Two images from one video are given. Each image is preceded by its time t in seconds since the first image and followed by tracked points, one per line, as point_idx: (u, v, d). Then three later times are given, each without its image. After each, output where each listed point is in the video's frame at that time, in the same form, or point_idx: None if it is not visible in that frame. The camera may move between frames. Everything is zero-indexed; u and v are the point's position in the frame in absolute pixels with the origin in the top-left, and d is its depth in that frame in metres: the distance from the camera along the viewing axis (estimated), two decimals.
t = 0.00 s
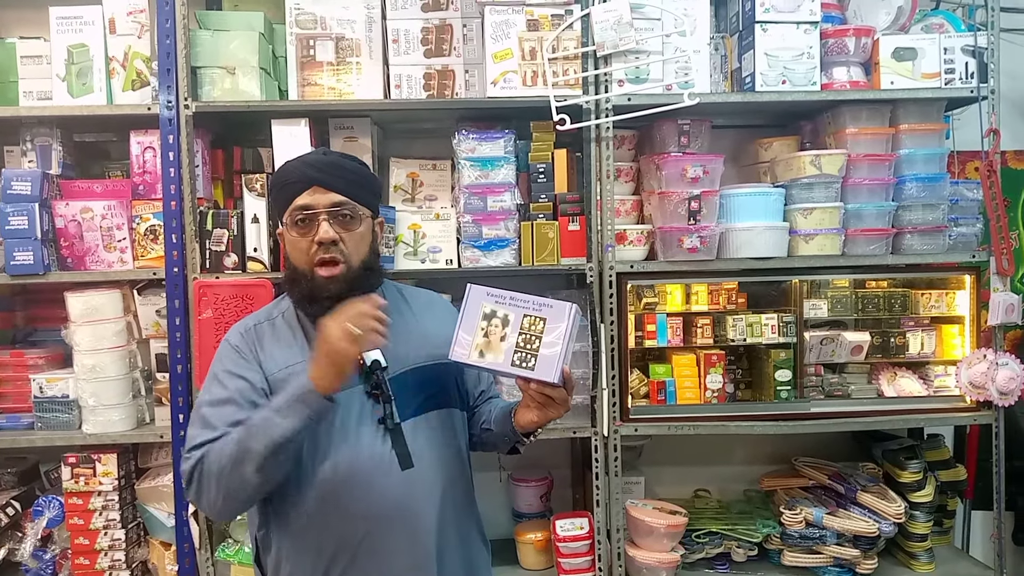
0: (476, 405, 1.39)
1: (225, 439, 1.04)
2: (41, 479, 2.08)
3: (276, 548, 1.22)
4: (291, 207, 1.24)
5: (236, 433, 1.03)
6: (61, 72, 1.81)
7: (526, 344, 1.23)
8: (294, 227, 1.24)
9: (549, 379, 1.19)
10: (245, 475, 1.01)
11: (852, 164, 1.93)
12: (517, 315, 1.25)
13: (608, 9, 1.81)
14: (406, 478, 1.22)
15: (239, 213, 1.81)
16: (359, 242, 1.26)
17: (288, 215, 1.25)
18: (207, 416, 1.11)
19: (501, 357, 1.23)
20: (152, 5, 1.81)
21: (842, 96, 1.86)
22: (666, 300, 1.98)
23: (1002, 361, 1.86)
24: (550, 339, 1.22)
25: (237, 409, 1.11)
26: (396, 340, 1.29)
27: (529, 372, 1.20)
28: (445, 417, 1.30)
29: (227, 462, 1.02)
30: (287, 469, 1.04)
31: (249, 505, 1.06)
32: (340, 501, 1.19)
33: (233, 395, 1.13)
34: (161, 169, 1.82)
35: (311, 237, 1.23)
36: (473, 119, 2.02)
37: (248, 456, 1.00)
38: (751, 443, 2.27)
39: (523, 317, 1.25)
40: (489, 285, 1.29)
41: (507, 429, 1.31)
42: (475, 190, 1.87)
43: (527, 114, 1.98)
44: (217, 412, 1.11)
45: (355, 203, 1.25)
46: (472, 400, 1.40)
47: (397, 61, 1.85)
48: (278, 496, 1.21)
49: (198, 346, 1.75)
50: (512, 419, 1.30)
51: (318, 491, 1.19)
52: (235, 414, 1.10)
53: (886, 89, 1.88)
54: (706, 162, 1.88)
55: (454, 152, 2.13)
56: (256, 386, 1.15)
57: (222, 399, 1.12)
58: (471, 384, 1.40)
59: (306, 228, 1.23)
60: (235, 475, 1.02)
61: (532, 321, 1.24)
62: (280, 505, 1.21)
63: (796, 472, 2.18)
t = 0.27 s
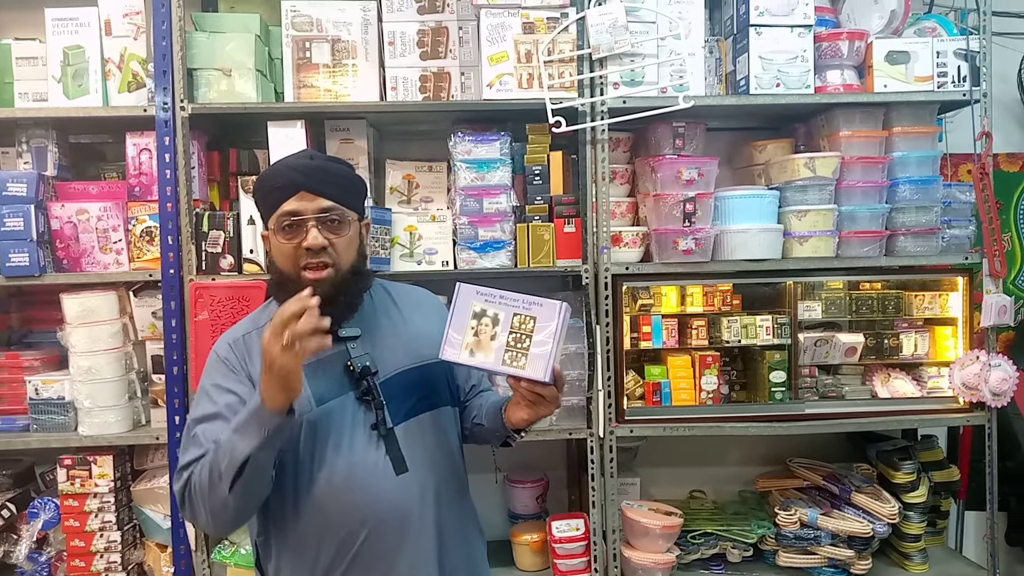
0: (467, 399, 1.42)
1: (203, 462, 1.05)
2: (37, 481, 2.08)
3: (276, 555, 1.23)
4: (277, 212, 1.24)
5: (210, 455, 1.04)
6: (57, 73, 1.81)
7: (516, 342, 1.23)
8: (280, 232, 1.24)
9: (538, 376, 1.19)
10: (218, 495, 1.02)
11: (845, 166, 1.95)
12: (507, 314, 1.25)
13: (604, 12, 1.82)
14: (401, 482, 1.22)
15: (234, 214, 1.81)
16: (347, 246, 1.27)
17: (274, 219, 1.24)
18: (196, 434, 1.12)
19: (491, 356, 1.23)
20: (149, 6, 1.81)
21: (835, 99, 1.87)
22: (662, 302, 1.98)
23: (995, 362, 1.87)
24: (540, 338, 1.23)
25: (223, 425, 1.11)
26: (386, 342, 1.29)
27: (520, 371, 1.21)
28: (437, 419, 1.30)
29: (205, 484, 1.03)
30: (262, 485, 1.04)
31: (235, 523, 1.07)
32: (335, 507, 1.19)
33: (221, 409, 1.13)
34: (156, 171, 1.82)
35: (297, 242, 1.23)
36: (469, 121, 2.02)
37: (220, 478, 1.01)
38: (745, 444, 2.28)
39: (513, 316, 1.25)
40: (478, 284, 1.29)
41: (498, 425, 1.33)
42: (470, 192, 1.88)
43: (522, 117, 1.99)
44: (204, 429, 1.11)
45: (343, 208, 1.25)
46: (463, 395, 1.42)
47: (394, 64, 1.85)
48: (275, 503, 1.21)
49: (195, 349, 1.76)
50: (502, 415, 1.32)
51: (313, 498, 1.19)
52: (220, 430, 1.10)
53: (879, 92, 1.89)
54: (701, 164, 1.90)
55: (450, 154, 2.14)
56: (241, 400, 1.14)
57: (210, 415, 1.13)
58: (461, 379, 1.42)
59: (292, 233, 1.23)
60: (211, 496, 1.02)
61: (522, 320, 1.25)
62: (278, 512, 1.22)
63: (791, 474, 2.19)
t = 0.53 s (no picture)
0: (464, 398, 1.41)
1: (204, 480, 1.07)
2: (31, 483, 2.08)
3: (279, 559, 1.23)
4: (274, 218, 1.24)
5: (211, 476, 1.05)
6: (54, 76, 1.81)
7: (510, 341, 1.24)
8: (277, 238, 1.24)
9: (533, 375, 1.21)
10: (221, 519, 1.04)
11: (840, 170, 1.96)
12: (501, 314, 1.26)
13: (599, 16, 1.82)
14: (403, 481, 1.23)
15: (231, 217, 1.82)
16: (344, 249, 1.27)
17: (271, 225, 1.24)
18: (197, 444, 1.12)
19: (485, 355, 1.23)
20: (146, 9, 1.82)
21: (830, 103, 1.89)
22: (657, 305, 2.00)
23: (987, 364, 1.89)
24: (534, 336, 1.23)
25: (222, 438, 1.12)
26: (383, 344, 1.30)
27: (515, 369, 1.21)
28: (435, 420, 1.30)
29: (207, 505, 1.05)
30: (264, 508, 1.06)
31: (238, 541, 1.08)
32: (337, 510, 1.19)
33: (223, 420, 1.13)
34: (153, 173, 1.82)
35: (296, 247, 1.23)
36: (465, 124, 2.03)
37: (222, 501, 1.03)
38: (740, 446, 2.29)
39: (507, 315, 1.26)
40: (471, 284, 1.29)
41: (494, 422, 1.32)
42: (467, 195, 1.89)
43: (518, 120, 1.99)
44: (206, 441, 1.11)
45: (338, 211, 1.26)
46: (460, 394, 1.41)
47: (390, 67, 1.86)
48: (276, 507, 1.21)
49: (191, 351, 1.76)
50: (498, 412, 1.32)
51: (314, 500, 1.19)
52: (220, 444, 1.11)
53: (872, 97, 1.91)
54: (696, 168, 1.91)
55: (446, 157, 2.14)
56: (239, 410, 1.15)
57: (211, 426, 1.13)
58: (457, 377, 1.40)
59: (290, 239, 1.23)
60: (214, 519, 1.04)
61: (516, 319, 1.25)
62: (278, 516, 1.21)
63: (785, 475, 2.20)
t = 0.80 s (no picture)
0: (471, 398, 1.41)
1: (210, 473, 1.09)
2: (29, 484, 2.08)
3: (289, 552, 1.23)
4: (288, 214, 1.25)
5: (217, 469, 1.07)
6: (52, 77, 1.81)
7: (516, 339, 1.26)
8: (292, 234, 1.25)
9: (538, 371, 1.22)
10: (222, 512, 1.06)
11: (834, 171, 1.97)
12: (507, 312, 1.28)
13: (596, 17, 1.84)
14: (414, 475, 1.23)
15: (229, 218, 1.82)
16: (357, 245, 1.29)
17: (286, 221, 1.25)
18: (205, 436, 1.14)
19: (492, 353, 1.26)
20: (143, 11, 1.82)
21: (824, 105, 1.90)
22: (653, 305, 2.01)
23: (980, 363, 1.91)
24: (540, 334, 1.25)
25: (231, 433, 1.13)
26: (395, 341, 1.30)
27: (520, 366, 1.23)
28: (445, 417, 1.31)
29: (212, 497, 1.07)
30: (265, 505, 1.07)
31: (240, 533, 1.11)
32: (349, 504, 1.20)
33: (229, 415, 1.14)
34: (151, 174, 1.82)
35: (311, 243, 1.24)
36: (462, 125, 2.04)
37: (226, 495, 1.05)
38: (735, 445, 2.30)
39: (513, 313, 1.28)
40: (478, 283, 1.31)
41: (500, 421, 1.33)
42: (464, 196, 1.90)
43: (515, 121, 2.01)
44: (213, 434, 1.13)
45: (352, 208, 1.27)
46: (467, 394, 1.42)
47: (388, 68, 1.87)
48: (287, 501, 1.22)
49: (189, 351, 1.76)
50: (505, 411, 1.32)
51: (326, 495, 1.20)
52: (228, 439, 1.12)
53: (866, 98, 1.92)
54: (692, 168, 1.92)
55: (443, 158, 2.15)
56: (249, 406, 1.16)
57: (221, 420, 1.14)
58: (465, 376, 1.41)
59: (305, 234, 1.24)
60: (217, 511, 1.06)
61: (522, 317, 1.27)
62: (289, 509, 1.22)
63: (780, 473, 2.22)
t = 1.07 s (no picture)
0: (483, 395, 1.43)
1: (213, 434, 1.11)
2: (29, 484, 2.09)
3: (303, 535, 1.24)
4: (314, 209, 1.26)
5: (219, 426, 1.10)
6: (52, 78, 1.82)
7: (526, 337, 1.27)
8: (317, 228, 1.26)
9: (549, 367, 1.24)
10: (220, 465, 1.08)
11: (829, 170, 1.99)
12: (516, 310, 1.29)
13: (594, 19, 1.84)
14: (428, 462, 1.24)
15: (229, 218, 1.84)
16: (381, 241, 1.29)
17: (311, 215, 1.26)
18: (216, 409, 1.16)
19: (502, 350, 1.27)
20: (143, 12, 1.83)
21: (820, 105, 1.91)
22: (650, 304, 2.02)
23: (975, 361, 1.92)
24: (549, 332, 1.27)
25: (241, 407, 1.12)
26: (414, 333, 1.32)
27: (530, 362, 1.25)
28: (459, 408, 1.34)
29: (213, 453, 1.09)
30: (260, 460, 1.07)
31: (240, 499, 1.10)
32: (364, 490, 1.20)
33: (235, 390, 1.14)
34: (151, 175, 1.83)
35: (336, 236, 1.25)
36: (461, 125, 2.05)
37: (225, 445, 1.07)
38: (732, 443, 2.32)
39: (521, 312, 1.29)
40: (487, 283, 1.32)
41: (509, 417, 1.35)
42: (462, 196, 1.91)
43: (513, 122, 2.02)
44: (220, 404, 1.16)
45: (377, 204, 1.28)
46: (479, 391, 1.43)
47: (386, 69, 1.88)
48: (303, 485, 1.22)
49: (189, 350, 1.77)
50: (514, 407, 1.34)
51: (342, 479, 1.21)
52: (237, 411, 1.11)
53: (862, 98, 1.94)
54: (688, 168, 1.94)
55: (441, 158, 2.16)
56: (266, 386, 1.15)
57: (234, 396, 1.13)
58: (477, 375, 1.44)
59: (330, 228, 1.25)
60: (217, 467, 1.08)
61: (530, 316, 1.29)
62: (304, 492, 1.22)
63: (776, 471, 2.24)
